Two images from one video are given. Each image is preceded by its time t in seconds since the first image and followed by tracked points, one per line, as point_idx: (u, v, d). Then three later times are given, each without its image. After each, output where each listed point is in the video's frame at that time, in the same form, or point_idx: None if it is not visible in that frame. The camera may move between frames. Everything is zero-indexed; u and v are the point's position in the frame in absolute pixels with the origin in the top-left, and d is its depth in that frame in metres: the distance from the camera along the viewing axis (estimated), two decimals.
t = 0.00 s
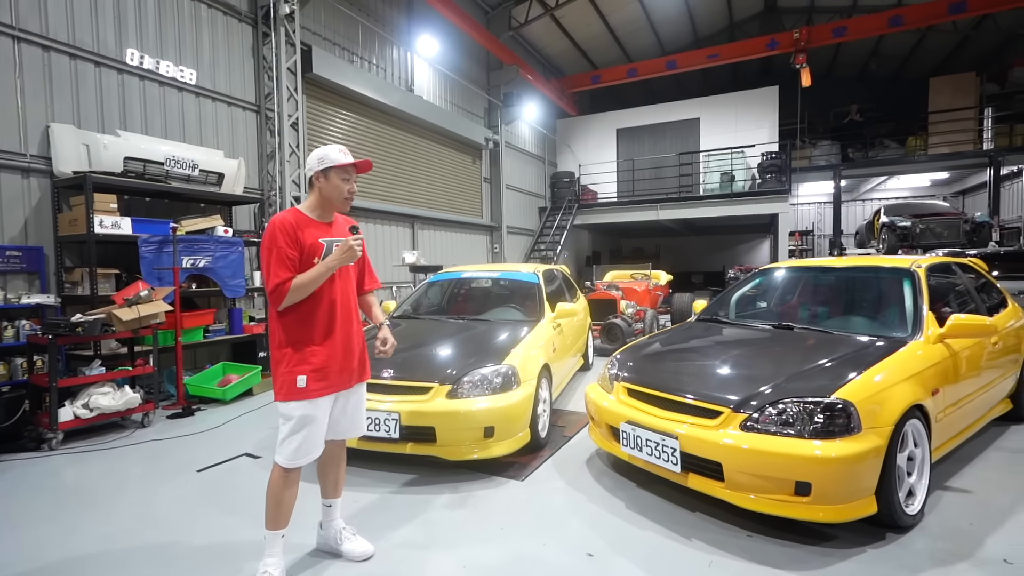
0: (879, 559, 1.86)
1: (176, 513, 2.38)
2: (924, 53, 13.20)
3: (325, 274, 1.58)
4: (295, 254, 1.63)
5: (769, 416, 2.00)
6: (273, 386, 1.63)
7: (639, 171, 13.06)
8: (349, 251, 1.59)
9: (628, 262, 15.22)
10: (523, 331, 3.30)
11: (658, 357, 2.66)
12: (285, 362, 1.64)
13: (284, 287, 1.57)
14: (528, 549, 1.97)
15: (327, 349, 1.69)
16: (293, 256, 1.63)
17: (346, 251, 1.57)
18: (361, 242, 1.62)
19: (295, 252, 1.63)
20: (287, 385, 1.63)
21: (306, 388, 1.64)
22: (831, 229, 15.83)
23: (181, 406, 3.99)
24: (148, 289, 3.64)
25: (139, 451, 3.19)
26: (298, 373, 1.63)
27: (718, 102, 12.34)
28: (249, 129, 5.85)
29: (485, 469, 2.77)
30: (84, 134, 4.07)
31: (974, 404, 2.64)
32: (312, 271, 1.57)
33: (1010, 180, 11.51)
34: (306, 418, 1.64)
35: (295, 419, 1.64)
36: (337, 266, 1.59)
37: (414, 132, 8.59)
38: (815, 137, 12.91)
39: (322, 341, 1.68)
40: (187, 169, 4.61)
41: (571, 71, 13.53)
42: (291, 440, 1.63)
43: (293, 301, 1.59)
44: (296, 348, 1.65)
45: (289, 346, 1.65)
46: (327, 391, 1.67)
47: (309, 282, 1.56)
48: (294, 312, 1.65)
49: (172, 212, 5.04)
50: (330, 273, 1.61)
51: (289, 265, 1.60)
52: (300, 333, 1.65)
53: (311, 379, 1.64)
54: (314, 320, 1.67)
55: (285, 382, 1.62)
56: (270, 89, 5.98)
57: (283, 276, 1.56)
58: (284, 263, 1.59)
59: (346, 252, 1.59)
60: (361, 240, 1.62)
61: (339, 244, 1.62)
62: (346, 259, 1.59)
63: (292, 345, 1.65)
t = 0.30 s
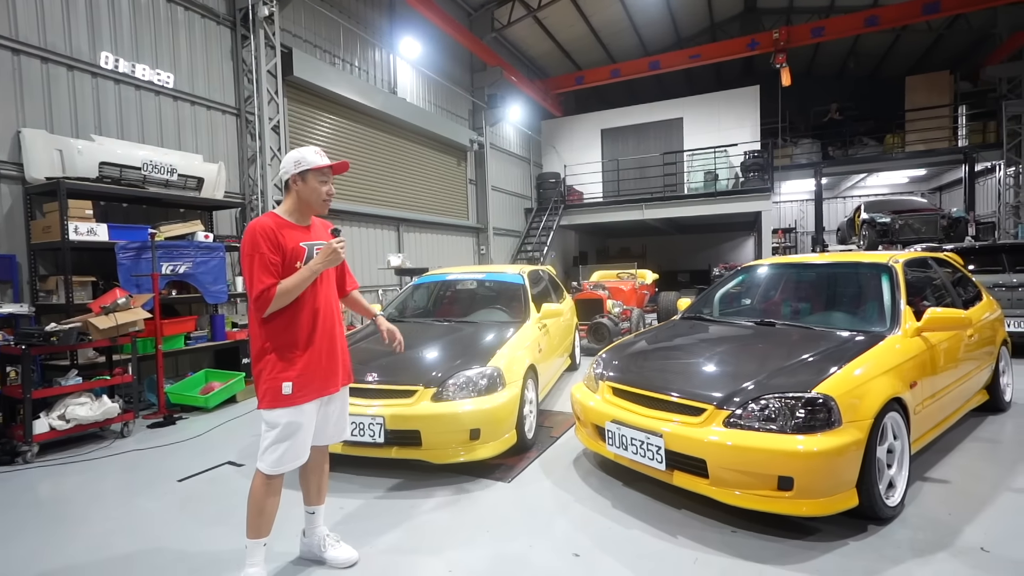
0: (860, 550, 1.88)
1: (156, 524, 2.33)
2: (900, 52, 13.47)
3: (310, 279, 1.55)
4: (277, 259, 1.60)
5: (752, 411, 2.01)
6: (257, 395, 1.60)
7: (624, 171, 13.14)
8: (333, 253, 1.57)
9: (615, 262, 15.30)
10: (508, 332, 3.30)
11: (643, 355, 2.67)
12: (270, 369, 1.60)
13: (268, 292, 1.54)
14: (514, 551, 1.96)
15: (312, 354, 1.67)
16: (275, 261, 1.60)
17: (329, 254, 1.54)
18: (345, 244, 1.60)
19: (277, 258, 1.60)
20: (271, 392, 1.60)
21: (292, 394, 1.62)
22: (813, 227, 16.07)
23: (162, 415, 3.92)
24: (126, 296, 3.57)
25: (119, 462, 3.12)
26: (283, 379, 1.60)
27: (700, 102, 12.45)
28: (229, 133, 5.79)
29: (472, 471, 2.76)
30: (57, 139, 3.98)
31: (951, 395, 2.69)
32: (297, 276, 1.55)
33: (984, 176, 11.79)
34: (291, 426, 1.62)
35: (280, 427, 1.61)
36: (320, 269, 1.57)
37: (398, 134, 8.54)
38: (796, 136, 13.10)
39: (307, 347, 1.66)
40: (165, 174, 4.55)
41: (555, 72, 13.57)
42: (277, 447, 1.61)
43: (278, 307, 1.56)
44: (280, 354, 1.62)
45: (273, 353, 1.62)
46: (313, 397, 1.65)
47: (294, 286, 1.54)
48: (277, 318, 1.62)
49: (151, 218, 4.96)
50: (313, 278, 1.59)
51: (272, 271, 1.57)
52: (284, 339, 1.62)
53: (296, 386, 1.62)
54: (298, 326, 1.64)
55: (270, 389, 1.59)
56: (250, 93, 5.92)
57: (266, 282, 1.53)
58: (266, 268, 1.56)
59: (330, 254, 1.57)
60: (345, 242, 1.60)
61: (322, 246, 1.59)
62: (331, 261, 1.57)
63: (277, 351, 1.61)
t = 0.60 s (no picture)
0: (864, 548, 1.88)
1: (159, 527, 2.33)
2: (899, 48, 13.45)
3: (305, 280, 1.55)
4: (273, 261, 1.60)
5: (753, 409, 2.01)
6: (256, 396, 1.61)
7: (624, 171, 13.13)
8: (330, 255, 1.56)
9: (616, 262, 15.28)
10: (509, 332, 3.30)
11: (644, 354, 2.66)
12: (268, 371, 1.61)
13: (262, 294, 1.54)
14: (516, 552, 1.96)
15: (311, 356, 1.66)
16: (271, 263, 1.60)
17: (325, 255, 1.53)
18: (341, 246, 1.59)
19: (273, 259, 1.60)
20: (270, 394, 1.61)
21: (291, 396, 1.62)
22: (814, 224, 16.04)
23: (164, 418, 3.93)
24: (127, 300, 3.59)
25: (122, 466, 3.13)
26: (281, 381, 1.60)
27: (700, 100, 12.44)
28: (229, 136, 5.80)
29: (474, 472, 2.76)
30: (58, 145, 3.99)
31: (954, 392, 2.68)
32: (292, 277, 1.54)
33: (986, 172, 11.77)
34: (290, 428, 1.62)
35: (279, 430, 1.62)
36: (316, 271, 1.56)
37: (398, 136, 8.55)
38: (796, 133, 13.08)
39: (306, 349, 1.66)
40: (165, 178, 4.55)
41: (554, 72, 13.58)
42: (276, 449, 1.61)
43: (273, 308, 1.56)
44: (278, 357, 1.62)
45: (271, 355, 1.62)
46: (311, 399, 1.65)
47: (288, 288, 1.53)
48: (275, 320, 1.62)
49: (151, 222, 4.98)
50: (310, 279, 1.58)
51: (268, 273, 1.57)
52: (283, 341, 1.63)
53: (294, 389, 1.62)
54: (296, 327, 1.64)
55: (268, 392, 1.59)
56: (249, 96, 5.93)
57: (261, 283, 1.53)
58: (261, 270, 1.56)
59: (327, 256, 1.55)
60: (342, 244, 1.59)
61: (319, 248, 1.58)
62: (327, 263, 1.56)
63: (275, 354, 1.62)
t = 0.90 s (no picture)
0: (872, 555, 1.86)
1: (163, 532, 2.33)
2: (904, 51, 13.41)
3: (304, 284, 1.54)
4: (273, 264, 1.61)
5: (758, 414, 1.99)
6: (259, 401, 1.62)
7: (628, 174, 13.13)
8: (329, 258, 1.55)
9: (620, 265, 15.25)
10: (513, 336, 3.29)
11: (649, 359, 2.65)
12: (271, 375, 1.62)
13: (262, 298, 1.55)
14: (520, 558, 1.95)
15: (313, 360, 1.66)
16: (272, 266, 1.61)
17: (325, 258, 1.53)
18: (341, 249, 1.58)
19: (274, 263, 1.61)
20: (273, 398, 1.61)
21: (293, 401, 1.62)
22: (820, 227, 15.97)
23: (170, 423, 3.94)
24: (134, 305, 3.61)
25: (128, 470, 3.15)
26: (284, 385, 1.61)
27: (704, 104, 12.43)
28: (235, 142, 5.85)
29: (479, 477, 2.75)
30: (67, 152, 4.04)
31: (964, 396, 2.65)
32: (292, 281, 1.54)
33: (993, 174, 11.69)
34: (293, 433, 1.62)
35: (283, 434, 1.62)
36: (316, 274, 1.55)
37: (402, 141, 8.59)
38: (801, 136, 13.04)
39: (308, 353, 1.66)
40: (172, 184, 4.57)
41: (558, 77, 13.62)
42: (279, 454, 1.61)
43: (272, 312, 1.56)
44: (281, 361, 1.63)
45: (274, 359, 1.63)
46: (313, 404, 1.64)
47: (287, 292, 1.54)
48: (277, 324, 1.63)
49: (158, 227, 5.03)
50: (310, 282, 1.57)
51: (268, 276, 1.58)
52: (285, 345, 1.63)
53: (296, 394, 1.62)
54: (298, 331, 1.65)
55: (271, 396, 1.61)
56: (255, 102, 5.97)
57: (261, 287, 1.54)
58: (262, 274, 1.57)
59: (326, 259, 1.55)
60: (342, 247, 1.58)
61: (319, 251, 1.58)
62: (326, 266, 1.55)
63: (278, 358, 1.63)
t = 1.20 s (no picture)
0: (874, 562, 1.84)
1: (162, 536, 2.33)
2: (905, 57, 13.46)
3: (306, 288, 1.54)
4: (278, 267, 1.61)
5: (760, 420, 1.99)
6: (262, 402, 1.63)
7: (629, 179, 13.15)
8: (330, 261, 1.53)
9: (622, 270, 15.26)
10: (514, 341, 3.29)
11: (651, 364, 2.64)
12: (275, 376, 1.62)
13: (265, 299, 1.56)
14: (520, 564, 1.94)
15: (316, 364, 1.66)
16: (277, 269, 1.61)
17: (326, 263, 1.52)
18: (343, 253, 1.56)
19: (279, 266, 1.62)
20: (276, 400, 1.62)
21: (295, 403, 1.61)
22: (821, 233, 15.97)
23: (170, 427, 3.94)
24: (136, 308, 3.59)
25: (127, 474, 3.14)
26: (286, 387, 1.61)
27: (705, 109, 12.46)
28: (237, 147, 5.88)
29: (479, 482, 2.74)
30: (69, 156, 4.05)
31: (966, 402, 2.64)
32: (294, 284, 1.54)
33: (994, 180, 11.69)
34: (294, 436, 1.61)
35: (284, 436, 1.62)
36: (318, 278, 1.54)
37: (404, 146, 8.63)
38: (802, 142, 13.07)
39: (311, 355, 1.66)
40: (174, 188, 4.61)
41: (559, 82, 13.67)
42: (280, 457, 1.61)
43: (275, 315, 1.57)
44: (285, 362, 1.63)
45: (278, 360, 1.63)
46: (315, 407, 1.63)
47: (289, 295, 1.53)
48: (282, 326, 1.64)
49: (160, 231, 5.05)
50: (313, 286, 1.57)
51: (272, 279, 1.58)
52: (289, 347, 1.64)
53: (298, 396, 1.62)
54: (301, 334, 1.65)
55: (273, 397, 1.61)
56: (257, 107, 6.00)
57: (264, 289, 1.54)
58: (266, 275, 1.58)
59: (327, 263, 1.53)
60: (344, 251, 1.56)
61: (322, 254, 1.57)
62: (327, 270, 1.54)
63: (281, 359, 1.63)
